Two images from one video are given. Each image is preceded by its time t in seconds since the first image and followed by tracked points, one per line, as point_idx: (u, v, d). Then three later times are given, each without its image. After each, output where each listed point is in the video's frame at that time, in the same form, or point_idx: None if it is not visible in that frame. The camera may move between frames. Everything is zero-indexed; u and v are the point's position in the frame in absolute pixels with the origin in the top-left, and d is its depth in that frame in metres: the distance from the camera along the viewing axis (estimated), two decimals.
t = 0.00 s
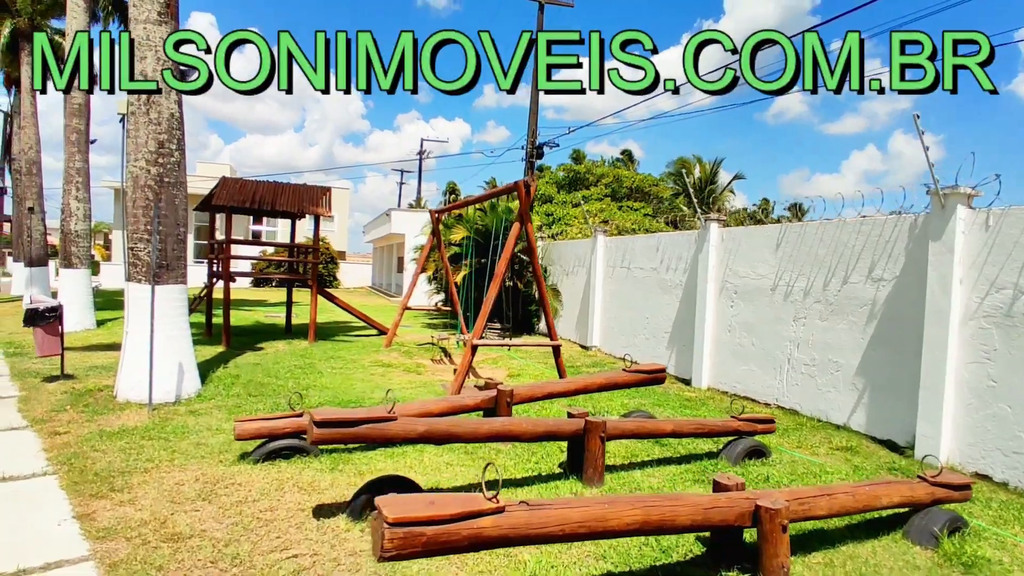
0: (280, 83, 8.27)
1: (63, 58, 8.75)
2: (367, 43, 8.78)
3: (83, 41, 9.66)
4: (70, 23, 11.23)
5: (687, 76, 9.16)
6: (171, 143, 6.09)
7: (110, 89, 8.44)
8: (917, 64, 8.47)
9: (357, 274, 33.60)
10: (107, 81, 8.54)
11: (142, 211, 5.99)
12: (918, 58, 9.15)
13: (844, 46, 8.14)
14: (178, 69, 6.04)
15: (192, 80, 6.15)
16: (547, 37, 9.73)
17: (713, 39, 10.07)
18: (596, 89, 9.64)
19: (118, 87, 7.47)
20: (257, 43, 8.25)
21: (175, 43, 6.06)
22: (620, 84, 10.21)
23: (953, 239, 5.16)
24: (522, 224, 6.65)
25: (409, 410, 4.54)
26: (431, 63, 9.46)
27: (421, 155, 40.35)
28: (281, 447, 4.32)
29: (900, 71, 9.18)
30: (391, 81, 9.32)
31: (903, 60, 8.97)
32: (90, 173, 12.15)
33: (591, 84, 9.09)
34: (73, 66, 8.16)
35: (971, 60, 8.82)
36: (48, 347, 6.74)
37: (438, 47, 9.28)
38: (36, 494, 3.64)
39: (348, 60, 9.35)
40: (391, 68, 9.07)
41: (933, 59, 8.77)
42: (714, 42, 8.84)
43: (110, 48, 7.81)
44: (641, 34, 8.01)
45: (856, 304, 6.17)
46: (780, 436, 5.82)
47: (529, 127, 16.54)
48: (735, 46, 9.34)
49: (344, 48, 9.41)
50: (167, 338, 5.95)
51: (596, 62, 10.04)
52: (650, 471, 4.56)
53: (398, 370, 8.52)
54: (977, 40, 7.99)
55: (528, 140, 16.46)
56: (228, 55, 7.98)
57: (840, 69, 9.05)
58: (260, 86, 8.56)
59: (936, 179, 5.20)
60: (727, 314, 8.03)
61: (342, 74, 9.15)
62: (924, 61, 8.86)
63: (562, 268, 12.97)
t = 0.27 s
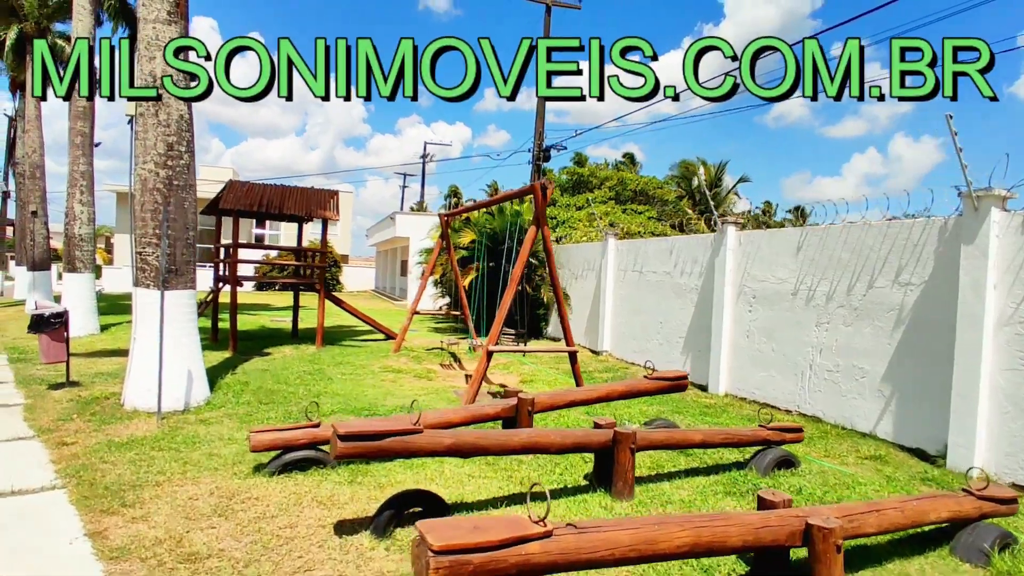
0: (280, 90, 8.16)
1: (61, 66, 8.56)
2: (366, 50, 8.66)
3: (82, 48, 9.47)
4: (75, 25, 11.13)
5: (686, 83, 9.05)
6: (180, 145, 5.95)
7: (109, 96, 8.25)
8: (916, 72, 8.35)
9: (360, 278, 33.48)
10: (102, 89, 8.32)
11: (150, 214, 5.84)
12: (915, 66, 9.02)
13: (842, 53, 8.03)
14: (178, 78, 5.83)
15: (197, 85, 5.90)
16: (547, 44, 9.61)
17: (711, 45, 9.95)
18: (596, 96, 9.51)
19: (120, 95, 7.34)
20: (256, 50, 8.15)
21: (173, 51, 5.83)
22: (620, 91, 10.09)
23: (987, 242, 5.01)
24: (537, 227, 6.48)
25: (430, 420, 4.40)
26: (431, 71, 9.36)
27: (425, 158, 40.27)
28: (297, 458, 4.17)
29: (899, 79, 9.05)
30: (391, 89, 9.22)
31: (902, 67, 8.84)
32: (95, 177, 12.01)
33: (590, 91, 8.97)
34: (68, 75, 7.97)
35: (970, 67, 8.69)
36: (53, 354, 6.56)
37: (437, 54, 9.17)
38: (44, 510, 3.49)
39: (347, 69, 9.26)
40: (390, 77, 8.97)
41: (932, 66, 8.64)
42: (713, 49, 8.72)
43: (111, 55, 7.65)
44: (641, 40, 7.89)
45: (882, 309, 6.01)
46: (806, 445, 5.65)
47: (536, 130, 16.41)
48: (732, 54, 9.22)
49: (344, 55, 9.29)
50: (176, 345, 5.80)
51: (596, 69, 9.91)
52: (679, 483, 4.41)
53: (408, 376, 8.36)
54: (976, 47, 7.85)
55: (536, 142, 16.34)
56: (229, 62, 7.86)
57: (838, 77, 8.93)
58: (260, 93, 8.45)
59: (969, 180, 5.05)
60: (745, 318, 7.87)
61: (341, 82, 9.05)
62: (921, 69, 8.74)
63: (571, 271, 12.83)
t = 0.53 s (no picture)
0: (280, 100, 7.97)
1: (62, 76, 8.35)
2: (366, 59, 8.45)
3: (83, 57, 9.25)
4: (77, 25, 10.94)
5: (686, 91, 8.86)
6: (189, 147, 5.74)
7: (109, 105, 7.96)
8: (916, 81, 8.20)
9: (362, 281, 33.27)
10: (100, 99, 8.04)
11: (159, 218, 5.63)
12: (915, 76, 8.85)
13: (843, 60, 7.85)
14: (179, 88, 5.60)
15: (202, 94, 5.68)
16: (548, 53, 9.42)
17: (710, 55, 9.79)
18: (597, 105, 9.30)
19: (124, 105, 7.20)
20: (257, 60, 7.94)
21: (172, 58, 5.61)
22: (620, 100, 9.89)
23: None
24: (557, 230, 6.26)
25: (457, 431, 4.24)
26: (431, 80, 9.16)
27: (426, 161, 40.11)
28: (318, 474, 3.97)
29: (899, 88, 8.87)
30: (391, 98, 9.01)
31: (903, 76, 8.66)
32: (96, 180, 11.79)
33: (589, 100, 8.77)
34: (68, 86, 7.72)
35: (971, 76, 8.53)
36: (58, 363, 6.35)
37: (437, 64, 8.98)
38: (55, 533, 3.27)
39: (346, 81, 9.07)
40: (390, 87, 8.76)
41: (933, 75, 8.46)
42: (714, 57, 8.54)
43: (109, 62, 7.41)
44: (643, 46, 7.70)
45: (916, 312, 5.82)
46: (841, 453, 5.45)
47: (541, 131, 16.24)
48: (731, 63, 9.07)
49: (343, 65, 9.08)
50: (187, 353, 5.61)
51: (595, 78, 9.71)
52: (718, 497, 4.21)
53: (421, 383, 8.16)
54: (975, 55, 7.70)
55: (541, 143, 16.16)
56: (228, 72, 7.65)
57: (838, 85, 8.75)
58: (260, 102, 8.25)
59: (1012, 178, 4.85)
60: (767, 321, 7.68)
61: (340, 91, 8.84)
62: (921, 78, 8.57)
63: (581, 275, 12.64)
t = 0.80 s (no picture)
0: (281, 112, 7.68)
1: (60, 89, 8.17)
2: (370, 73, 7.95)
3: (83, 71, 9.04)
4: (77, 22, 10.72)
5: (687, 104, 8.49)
6: (196, 143, 5.50)
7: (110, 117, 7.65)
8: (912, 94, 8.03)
9: (364, 283, 33.04)
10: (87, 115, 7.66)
11: (165, 217, 5.38)
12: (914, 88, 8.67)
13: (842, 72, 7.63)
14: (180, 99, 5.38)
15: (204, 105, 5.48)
16: (549, 66, 9.06)
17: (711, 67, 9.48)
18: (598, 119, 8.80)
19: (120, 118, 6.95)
20: (255, 72, 7.58)
21: (173, 68, 5.35)
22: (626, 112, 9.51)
23: None
24: (577, 230, 6.00)
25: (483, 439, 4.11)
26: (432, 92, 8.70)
27: (427, 162, 39.89)
28: (337, 488, 3.75)
29: (899, 100, 8.66)
30: (391, 110, 8.55)
31: (902, 88, 8.46)
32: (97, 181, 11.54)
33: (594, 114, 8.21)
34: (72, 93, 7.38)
35: (971, 88, 8.34)
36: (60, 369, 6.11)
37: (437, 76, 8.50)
38: (61, 554, 3.04)
39: (347, 95, 8.59)
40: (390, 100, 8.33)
41: (933, 87, 8.25)
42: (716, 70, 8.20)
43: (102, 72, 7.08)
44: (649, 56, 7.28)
45: (952, 313, 5.60)
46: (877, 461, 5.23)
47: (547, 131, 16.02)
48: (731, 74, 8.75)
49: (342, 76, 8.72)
50: (195, 358, 5.38)
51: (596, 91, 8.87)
52: (760, 510, 4.00)
53: (433, 387, 7.93)
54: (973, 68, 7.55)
55: (548, 143, 15.94)
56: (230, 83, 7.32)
57: (838, 97, 8.51)
58: (261, 115, 7.96)
59: None
60: (789, 323, 7.46)
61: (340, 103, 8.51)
62: (922, 89, 8.36)
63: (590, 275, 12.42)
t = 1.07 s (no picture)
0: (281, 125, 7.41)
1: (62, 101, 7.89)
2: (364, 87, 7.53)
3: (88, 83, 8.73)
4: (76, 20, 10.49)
5: (687, 119, 8.11)
6: (202, 143, 5.29)
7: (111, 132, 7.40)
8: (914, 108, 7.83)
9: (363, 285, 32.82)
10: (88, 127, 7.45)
11: (169, 219, 5.17)
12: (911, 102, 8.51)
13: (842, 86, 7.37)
14: (183, 114, 5.18)
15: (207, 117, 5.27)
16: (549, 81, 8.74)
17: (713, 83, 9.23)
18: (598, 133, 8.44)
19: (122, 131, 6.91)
20: (256, 86, 7.31)
21: (172, 82, 5.15)
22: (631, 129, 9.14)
23: None
24: (595, 232, 5.81)
25: (507, 452, 3.96)
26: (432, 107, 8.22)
27: (426, 164, 39.72)
28: (356, 506, 3.56)
29: (899, 114, 8.48)
30: (390, 125, 8.06)
31: (902, 102, 8.26)
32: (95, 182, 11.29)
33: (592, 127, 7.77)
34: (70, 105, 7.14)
35: (971, 103, 8.19)
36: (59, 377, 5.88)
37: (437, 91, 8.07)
38: None
39: (344, 108, 8.14)
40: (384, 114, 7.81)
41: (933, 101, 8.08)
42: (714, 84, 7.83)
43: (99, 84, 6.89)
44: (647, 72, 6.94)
45: (982, 319, 5.44)
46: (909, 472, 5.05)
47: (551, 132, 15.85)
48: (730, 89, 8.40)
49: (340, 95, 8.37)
50: (201, 366, 5.18)
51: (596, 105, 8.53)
52: (798, 526, 3.82)
53: (442, 394, 7.73)
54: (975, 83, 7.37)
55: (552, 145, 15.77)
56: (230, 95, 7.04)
57: (837, 111, 8.26)
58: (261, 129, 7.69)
59: None
60: (808, 328, 7.29)
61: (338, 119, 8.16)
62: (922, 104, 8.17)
63: (598, 279, 12.23)
